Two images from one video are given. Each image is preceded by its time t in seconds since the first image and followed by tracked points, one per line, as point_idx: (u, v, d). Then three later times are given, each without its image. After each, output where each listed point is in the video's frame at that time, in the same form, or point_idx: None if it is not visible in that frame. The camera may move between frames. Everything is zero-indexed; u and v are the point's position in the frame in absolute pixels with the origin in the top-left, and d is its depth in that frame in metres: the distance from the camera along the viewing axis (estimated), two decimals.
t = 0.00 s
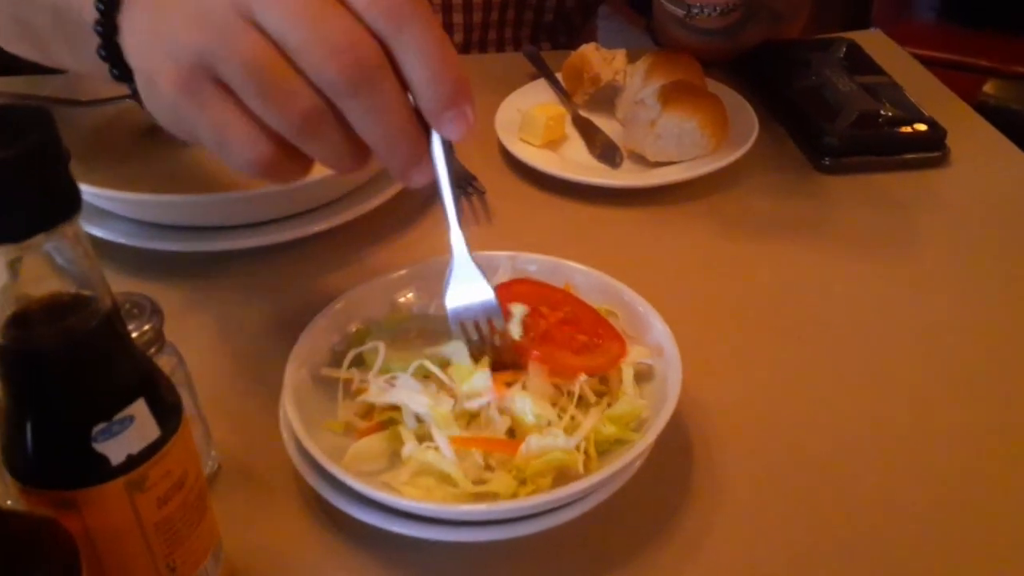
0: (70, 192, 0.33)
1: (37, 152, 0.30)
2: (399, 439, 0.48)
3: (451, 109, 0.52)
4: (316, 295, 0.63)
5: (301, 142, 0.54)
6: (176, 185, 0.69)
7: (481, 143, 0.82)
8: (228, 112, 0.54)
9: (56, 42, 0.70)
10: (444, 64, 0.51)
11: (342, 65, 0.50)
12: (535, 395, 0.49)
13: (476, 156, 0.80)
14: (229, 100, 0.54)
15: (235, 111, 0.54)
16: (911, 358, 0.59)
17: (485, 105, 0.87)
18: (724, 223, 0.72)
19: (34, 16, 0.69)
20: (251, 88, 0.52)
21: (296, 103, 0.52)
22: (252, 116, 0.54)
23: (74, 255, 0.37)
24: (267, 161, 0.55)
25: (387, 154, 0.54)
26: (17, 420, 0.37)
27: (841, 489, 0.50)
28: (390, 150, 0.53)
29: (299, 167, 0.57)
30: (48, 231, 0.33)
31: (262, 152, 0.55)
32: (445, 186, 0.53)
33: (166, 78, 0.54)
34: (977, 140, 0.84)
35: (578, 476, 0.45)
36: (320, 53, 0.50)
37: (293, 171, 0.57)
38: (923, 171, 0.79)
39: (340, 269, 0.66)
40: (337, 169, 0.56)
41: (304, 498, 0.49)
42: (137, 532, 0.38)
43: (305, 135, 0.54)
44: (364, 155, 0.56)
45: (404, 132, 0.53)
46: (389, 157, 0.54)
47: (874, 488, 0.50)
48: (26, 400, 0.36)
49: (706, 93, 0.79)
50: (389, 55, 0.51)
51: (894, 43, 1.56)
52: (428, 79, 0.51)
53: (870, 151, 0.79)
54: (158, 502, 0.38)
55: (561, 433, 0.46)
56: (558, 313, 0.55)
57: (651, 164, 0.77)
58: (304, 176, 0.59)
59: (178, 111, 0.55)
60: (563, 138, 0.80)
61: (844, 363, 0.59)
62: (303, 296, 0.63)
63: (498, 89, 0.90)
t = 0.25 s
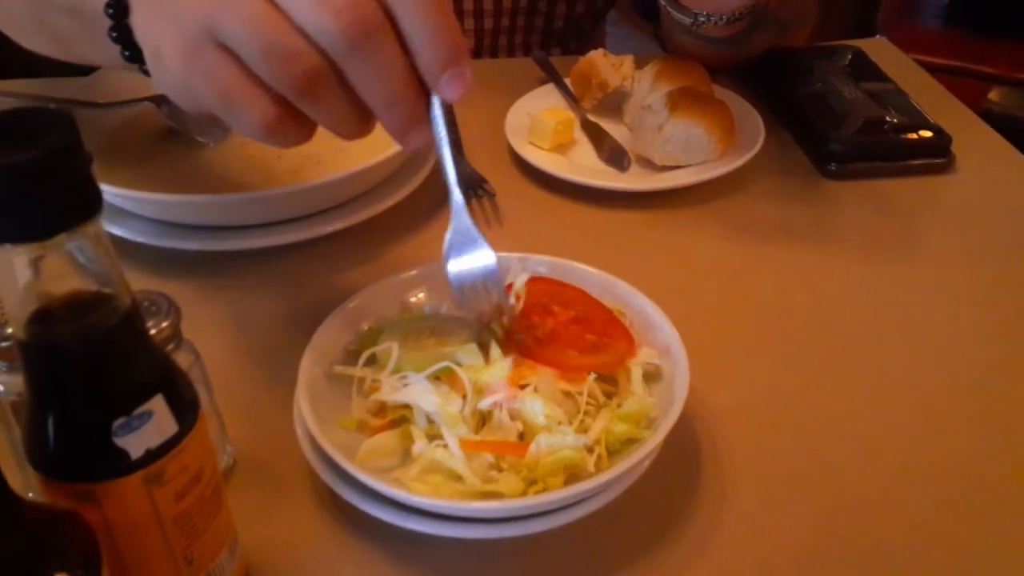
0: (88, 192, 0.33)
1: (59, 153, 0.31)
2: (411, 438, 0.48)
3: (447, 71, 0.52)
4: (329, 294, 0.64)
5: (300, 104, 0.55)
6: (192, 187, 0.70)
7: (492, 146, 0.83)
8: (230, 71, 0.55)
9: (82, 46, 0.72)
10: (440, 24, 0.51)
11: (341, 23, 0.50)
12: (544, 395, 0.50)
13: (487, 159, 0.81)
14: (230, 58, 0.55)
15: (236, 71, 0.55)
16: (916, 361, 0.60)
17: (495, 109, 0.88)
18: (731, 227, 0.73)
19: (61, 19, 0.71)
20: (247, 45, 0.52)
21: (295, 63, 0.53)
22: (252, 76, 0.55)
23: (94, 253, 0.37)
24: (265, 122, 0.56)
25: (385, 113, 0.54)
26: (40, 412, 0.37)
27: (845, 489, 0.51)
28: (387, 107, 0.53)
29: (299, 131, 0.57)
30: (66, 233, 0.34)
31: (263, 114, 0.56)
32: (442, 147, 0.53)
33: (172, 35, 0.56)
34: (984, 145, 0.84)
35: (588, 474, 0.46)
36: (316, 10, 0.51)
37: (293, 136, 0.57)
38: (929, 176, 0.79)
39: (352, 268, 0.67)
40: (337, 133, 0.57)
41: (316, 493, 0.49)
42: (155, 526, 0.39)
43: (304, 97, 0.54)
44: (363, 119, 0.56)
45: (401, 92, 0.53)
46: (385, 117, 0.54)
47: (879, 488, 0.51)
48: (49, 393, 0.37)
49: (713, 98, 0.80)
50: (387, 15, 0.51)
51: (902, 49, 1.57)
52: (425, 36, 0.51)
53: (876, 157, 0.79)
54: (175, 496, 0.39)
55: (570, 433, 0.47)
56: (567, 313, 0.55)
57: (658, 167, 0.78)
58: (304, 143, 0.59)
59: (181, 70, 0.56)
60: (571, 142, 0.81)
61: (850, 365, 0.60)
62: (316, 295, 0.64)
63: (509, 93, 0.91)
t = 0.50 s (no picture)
0: (132, 191, 0.34)
1: (104, 154, 0.32)
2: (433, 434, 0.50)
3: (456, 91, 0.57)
4: (350, 294, 0.65)
5: (328, 108, 0.55)
6: (215, 188, 0.72)
7: (508, 151, 0.84)
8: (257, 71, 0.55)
9: (124, 46, 0.76)
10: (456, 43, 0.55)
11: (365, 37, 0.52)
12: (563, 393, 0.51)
13: (503, 164, 0.82)
14: (257, 59, 0.55)
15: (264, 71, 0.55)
16: (927, 366, 0.61)
17: (512, 114, 0.90)
18: (745, 232, 0.74)
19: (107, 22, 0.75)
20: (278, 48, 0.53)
21: (323, 72, 0.53)
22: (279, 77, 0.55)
23: (128, 247, 0.38)
24: (294, 122, 0.56)
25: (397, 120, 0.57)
26: (76, 400, 0.37)
27: (858, 489, 0.52)
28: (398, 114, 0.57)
29: (323, 132, 0.58)
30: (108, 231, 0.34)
31: (292, 118, 0.56)
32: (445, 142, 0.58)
33: (200, 36, 0.56)
34: (995, 156, 0.85)
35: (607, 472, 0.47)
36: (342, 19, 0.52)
37: (317, 136, 0.58)
38: (940, 186, 0.80)
39: (372, 269, 0.68)
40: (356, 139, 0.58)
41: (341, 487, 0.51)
42: (187, 514, 0.39)
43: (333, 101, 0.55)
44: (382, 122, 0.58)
45: (413, 107, 0.57)
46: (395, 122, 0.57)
47: (891, 489, 0.52)
48: (84, 381, 0.37)
49: (727, 105, 0.81)
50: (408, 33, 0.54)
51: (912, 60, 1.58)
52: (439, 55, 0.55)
53: (887, 166, 0.80)
54: (206, 485, 0.40)
55: (589, 431, 0.48)
56: (586, 312, 0.57)
57: (673, 172, 0.79)
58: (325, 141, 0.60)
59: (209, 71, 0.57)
60: (587, 147, 0.82)
61: (861, 369, 0.61)
62: (337, 295, 0.65)
63: (525, 99, 0.92)
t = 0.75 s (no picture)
0: (180, 191, 0.34)
1: (158, 149, 0.33)
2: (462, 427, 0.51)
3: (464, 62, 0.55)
4: (373, 291, 0.67)
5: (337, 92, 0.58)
6: (241, 185, 0.73)
7: (526, 154, 0.85)
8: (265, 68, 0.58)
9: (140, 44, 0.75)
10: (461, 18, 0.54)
11: (365, 18, 0.53)
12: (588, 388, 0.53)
13: (522, 165, 0.83)
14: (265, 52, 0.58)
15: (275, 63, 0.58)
16: (940, 368, 0.62)
17: (530, 117, 0.91)
18: (761, 235, 0.75)
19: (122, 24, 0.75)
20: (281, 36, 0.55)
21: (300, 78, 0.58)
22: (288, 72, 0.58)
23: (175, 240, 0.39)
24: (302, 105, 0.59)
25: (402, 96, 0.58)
26: (120, 384, 0.38)
27: (872, 487, 0.53)
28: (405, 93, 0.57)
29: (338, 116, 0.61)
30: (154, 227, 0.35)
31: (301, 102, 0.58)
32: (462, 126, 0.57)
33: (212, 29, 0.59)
34: (1007, 165, 0.86)
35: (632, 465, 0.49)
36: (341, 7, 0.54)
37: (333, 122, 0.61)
38: (954, 193, 0.82)
39: (394, 267, 0.70)
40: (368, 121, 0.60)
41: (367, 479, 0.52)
42: (224, 498, 0.40)
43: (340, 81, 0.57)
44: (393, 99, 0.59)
45: (424, 85, 0.56)
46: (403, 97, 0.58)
47: (905, 487, 0.53)
48: (130, 366, 0.37)
49: (744, 112, 0.82)
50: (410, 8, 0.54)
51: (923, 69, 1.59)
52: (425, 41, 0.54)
53: (902, 173, 0.82)
54: (245, 470, 0.40)
55: (616, 425, 0.50)
56: (608, 312, 0.59)
57: (691, 176, 0.80)
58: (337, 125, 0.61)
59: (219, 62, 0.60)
60: (606, 149, 0.83)
61: (876, 370, 0.62)
62: (360, 291, 0.67)
63: (543, 102, 0.94)
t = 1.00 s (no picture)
0: (241, 183, 0.36)
1: (220, 141, 0.35)
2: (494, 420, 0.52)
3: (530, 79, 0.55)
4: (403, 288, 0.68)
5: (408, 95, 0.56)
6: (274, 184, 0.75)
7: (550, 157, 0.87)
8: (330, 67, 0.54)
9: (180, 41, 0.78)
10: (533, 33, 0.54)
11: (441, 24, 0.51)
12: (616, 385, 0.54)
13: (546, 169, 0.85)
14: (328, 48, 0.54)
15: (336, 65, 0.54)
16: (959, 371, 0.63)
17: (554, 121, 0.93)
18: (782, 239, 0.77)
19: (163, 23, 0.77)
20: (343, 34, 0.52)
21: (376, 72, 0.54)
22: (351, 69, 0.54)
23: (224, 233, 0.39)
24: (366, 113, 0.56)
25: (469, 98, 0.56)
26: (173, 368, 0.40)
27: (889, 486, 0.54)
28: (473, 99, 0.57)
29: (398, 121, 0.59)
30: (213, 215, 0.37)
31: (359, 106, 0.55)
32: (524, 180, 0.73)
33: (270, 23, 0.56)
34: None
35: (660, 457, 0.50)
36: None
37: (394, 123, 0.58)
38: (972, 201, 0.83)
39: (423, 266, 0.71)
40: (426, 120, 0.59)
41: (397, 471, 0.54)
42: (270, 481, 0.42)
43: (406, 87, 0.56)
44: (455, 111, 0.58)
45: (501, 96, 0.56)
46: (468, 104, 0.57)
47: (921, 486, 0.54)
48: (184, 349, 0.39)
49: (766, 119, 0.84)
50: (485, 23, 0.54)
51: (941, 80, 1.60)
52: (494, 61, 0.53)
53: (921, 181, 0.83)
54: (290, 453, 0.42)
55: (644, 418, 0.51)
56: (636, 309, 0.60)
57: (714, 182, 0.82)
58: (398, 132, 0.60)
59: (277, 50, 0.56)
60: (628, 155, 0.85)
61: (894, 372, 0.63)
62: (390, 289, 0.68)
63: (567, 107, 0.95)
